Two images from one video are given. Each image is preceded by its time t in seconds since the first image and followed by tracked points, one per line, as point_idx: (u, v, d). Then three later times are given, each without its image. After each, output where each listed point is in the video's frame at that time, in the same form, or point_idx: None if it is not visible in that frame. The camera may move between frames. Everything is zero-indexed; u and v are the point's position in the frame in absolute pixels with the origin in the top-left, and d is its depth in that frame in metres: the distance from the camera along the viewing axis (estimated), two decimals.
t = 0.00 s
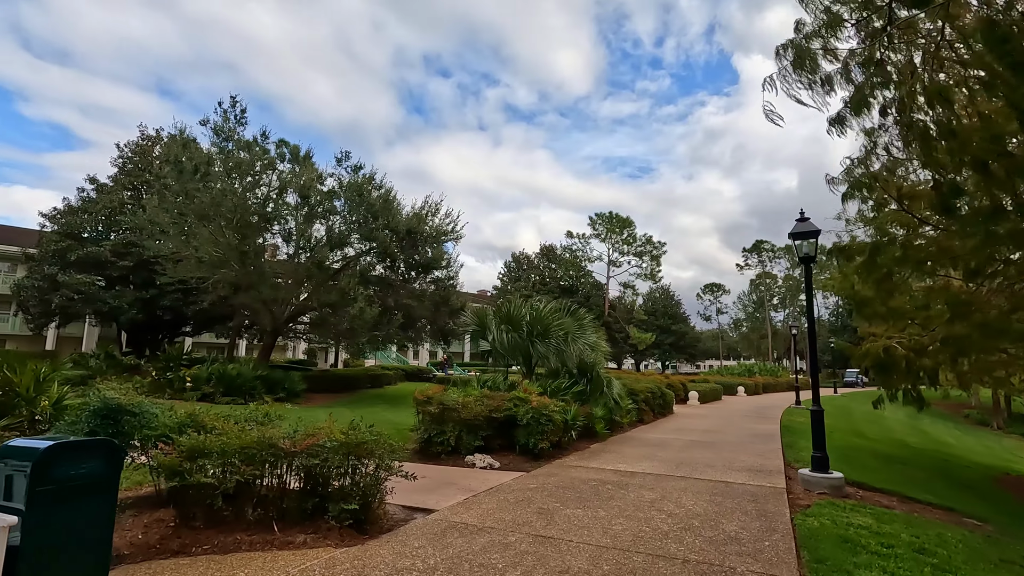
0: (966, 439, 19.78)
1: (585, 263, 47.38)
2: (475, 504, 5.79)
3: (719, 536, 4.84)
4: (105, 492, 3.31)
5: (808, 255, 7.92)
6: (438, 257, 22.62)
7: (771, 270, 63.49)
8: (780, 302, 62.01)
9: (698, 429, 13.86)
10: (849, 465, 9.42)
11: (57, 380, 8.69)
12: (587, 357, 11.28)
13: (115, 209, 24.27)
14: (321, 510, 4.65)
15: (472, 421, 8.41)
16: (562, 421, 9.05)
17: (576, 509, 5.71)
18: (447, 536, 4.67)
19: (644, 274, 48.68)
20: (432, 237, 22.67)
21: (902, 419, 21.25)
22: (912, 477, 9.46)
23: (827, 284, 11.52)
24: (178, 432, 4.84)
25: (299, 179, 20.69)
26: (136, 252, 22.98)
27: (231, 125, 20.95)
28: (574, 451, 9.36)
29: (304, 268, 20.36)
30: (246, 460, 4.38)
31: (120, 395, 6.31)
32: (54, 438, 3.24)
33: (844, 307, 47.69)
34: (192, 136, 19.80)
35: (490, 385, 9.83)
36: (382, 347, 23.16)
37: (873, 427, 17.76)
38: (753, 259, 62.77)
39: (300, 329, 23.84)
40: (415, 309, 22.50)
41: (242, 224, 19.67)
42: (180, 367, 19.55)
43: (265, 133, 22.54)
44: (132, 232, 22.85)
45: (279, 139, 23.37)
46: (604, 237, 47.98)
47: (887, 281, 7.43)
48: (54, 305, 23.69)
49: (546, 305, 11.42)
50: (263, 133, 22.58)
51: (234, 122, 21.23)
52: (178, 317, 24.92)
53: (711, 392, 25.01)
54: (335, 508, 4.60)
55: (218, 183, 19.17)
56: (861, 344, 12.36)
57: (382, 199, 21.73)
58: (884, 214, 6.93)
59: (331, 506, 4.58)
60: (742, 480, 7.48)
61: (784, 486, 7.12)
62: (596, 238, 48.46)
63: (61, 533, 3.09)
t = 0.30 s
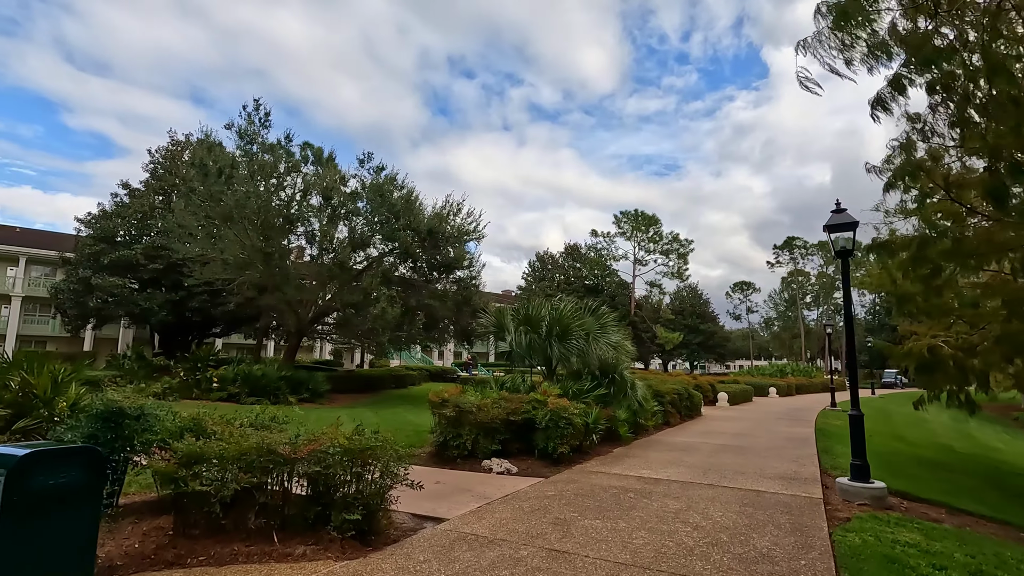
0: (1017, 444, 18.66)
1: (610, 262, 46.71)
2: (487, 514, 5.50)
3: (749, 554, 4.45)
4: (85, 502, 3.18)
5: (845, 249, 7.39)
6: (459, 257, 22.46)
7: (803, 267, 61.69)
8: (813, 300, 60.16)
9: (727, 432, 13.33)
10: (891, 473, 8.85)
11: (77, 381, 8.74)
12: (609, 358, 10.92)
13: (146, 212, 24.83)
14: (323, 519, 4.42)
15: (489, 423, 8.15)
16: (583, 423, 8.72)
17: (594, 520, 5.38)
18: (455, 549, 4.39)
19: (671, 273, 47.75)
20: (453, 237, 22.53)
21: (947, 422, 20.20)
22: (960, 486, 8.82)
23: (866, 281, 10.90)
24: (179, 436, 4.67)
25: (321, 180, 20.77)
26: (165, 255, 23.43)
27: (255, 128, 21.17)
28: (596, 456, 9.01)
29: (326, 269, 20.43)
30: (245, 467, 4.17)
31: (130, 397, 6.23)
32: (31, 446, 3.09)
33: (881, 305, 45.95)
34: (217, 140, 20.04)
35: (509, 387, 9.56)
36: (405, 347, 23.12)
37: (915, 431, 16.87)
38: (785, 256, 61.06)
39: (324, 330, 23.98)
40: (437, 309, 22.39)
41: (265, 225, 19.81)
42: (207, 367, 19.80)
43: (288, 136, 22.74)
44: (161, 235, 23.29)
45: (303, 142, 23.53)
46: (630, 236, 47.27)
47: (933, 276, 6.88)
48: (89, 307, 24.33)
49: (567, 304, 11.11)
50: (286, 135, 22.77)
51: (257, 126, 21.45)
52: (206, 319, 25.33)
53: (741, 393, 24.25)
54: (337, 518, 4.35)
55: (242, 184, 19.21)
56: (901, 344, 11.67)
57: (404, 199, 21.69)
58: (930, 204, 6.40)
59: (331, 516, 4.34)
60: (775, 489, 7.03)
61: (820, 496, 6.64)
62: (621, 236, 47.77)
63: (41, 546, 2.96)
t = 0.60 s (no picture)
0: None
1: (637, 261, 45.95)
2: (498, 519, 5.23)
3: (780, 568, 4.07)
4: (62, 505, 3.04)
5: (886, 236, 6.84)
6: (481, 256, 22.31)
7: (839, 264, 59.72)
8: (849, 298, 58.22)
9: (758, 435, 12.76)
10: (938, 480, 8.24)
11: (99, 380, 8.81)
12: (632, 357, 10.57)
13: (176, 215, 25.35)
14: (322, 524, 4.20)
15: (506, 424, 7.89)
16: (604, 425, 8.38)
17: (611, 527, 5.06)
18: (459, 557, 4.13)
19: (700, 271, 46.70)
20: (475, 236, 22.40)
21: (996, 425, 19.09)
22: (1015, 494, 8.17)
23: (906, 275, 10.27)
24: (178, 434, 4.51)
25: (344, 180, 20.85)
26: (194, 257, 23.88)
27: (279, 130, 21.37)
28: (618, 459, 8.65)
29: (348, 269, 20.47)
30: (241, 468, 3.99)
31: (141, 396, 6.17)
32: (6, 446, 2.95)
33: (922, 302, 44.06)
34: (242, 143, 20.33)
35: (528, 386, 9.27)
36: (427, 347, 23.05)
37: (962, 434, 15.95)
38: (819, 253, 59.22)
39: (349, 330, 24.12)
40: (459, 308, 22.29)
41: (290, 226, 19.97)
42: (234, 367, 20.05)
43: (312, 137, 22.92)
44: (190, 238, 23.73)
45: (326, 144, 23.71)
46: (656, 234, 46.47)
47: (984, 266, 6.33)
48: (123, 309, 24.97)
49: (587, 302, 10.80)
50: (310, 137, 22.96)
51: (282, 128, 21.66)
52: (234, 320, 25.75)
53: (774, 394, 23.42)
54: (337, 523, 4.13)
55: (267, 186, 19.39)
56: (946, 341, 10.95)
57: (426, 199, 21.66)
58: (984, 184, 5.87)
59: (330, 520, 4.12)
60: (809, 496, 6.57)
61: (859, 504, 6.17)
62: (647, 234, 46.99)
63: (18, 550, 2.84)
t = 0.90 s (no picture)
0: None
1: (663, 260, 45.05)
2: (505, 532, 4.93)
3: None
4: (28, 517, 2.77)
5: (928, 230, 6.30)
6: (501, 257, 22.08)
7: (876, 262, 57.58)
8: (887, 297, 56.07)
9: (790, 440, 12.17)
10: (988, 492, 7.61)
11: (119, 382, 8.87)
12: (654, 358, 10.17)
13: (204, 219, 25.79)
14: (314, 537, 3.97)
15: (520, 429, 7.59)
16: (623, 431, 8.00)
17: (626, 544, 4.70)
18: None
19: (729, 270, 45.54)
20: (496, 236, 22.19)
21: None
22: None
23: (950, 272, 9.61)
24: (171, 439, 4.35)
25: (365, 182, 20.85)
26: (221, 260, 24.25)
27: (301, 133, 21.47)
28: (639, 466, 8.25)
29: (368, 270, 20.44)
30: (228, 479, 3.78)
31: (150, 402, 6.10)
32: None
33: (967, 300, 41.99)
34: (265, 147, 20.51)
35: (545, 390, 8.95)
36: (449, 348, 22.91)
37: (1012, 441, 14.98)
38: (854, 251, 57.22)
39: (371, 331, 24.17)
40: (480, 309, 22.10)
41: (311, 228, 20.05)
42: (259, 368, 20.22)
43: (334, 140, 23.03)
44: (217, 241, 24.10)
45: (349, 146, 23.79)
46: (683, 233, 45.51)
47: None
48: (154, 311, 25.52)
49: (608, 302, 10.48)
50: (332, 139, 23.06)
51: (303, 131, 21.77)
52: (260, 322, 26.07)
53: (807, 397, 22.53)
54: (329, 537, 3.88)
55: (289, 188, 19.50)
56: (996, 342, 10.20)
57: (447, 199, 21.55)
58: None
59: (322, 534, 3.89)
60: (845, 510, 6.07)
61: (901, 521, 5.66)
62: (674, 233, 46.06)
63: None
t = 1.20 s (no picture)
0: None
1: (689, 260, 44.13)
2: (510, 543, 4.63)
3: None
4: None
5: (975, 218, 5.79)
6: (521, 256, 21.85)
7: (913, 260, 55.50)
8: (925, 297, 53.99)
9: (822, 445, 11.60)
10: None
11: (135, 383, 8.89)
12: (675, 359, 9.80)
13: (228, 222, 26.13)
14: (302, 547, 3.75)
15: (534, 432, 7.30)
16: (642, 434, 7.65)
17: (640, 557, 4.36)
18: None
19: (757, 270, 44.41)
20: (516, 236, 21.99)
21: None
22: None
23: (995, 268, 8.99)
24: (160, 440, 4.18)
25: (385, 184, 20.81)
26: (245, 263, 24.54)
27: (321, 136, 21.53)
28: (659, 472, 7.87)
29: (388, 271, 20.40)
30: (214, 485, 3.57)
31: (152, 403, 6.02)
32: None
33: (1012, 298, 40.05)
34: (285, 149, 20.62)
35: (560, 391, 8.64)
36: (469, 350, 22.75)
37: None
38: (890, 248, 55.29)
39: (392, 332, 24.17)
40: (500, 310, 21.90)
41: (332, 230, 20.07)
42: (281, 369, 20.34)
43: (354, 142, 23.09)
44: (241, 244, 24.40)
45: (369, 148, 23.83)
46: (709, 232, 44.57)
47: None
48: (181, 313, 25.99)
49: (628, 300, 10.23)
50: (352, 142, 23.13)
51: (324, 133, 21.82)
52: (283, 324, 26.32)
53: (841, 400, 21.66)
54: (319, 547, 3.66)
55: (309, 190, 19.58)
56: None
57: (467, 200, 21.42)
58: None
59: (311, 544, 3.66)
60: (883, 522, 5.60)
61: (946, 535, 5.18)
62: (700, 233, 45.17)
63: None
